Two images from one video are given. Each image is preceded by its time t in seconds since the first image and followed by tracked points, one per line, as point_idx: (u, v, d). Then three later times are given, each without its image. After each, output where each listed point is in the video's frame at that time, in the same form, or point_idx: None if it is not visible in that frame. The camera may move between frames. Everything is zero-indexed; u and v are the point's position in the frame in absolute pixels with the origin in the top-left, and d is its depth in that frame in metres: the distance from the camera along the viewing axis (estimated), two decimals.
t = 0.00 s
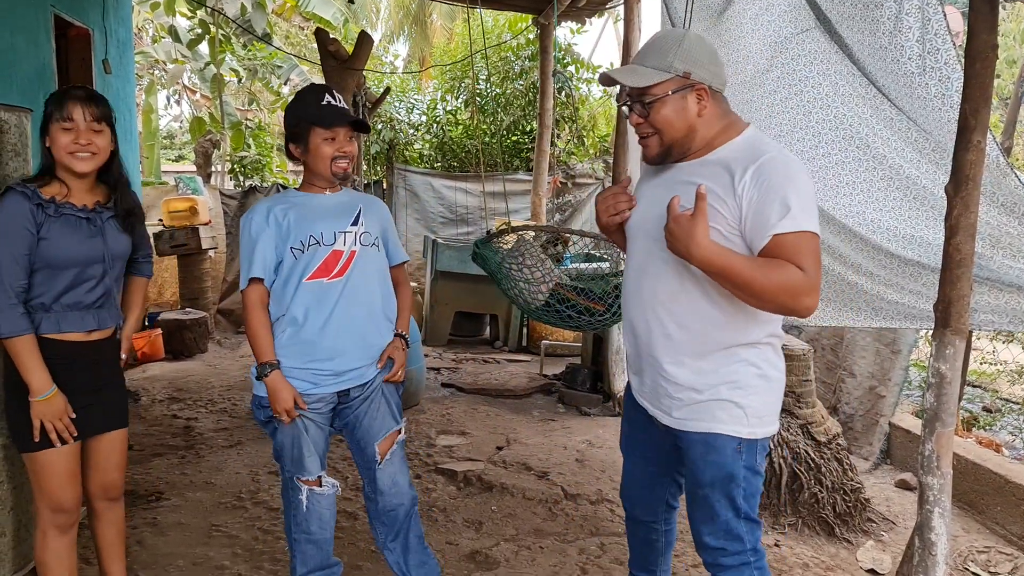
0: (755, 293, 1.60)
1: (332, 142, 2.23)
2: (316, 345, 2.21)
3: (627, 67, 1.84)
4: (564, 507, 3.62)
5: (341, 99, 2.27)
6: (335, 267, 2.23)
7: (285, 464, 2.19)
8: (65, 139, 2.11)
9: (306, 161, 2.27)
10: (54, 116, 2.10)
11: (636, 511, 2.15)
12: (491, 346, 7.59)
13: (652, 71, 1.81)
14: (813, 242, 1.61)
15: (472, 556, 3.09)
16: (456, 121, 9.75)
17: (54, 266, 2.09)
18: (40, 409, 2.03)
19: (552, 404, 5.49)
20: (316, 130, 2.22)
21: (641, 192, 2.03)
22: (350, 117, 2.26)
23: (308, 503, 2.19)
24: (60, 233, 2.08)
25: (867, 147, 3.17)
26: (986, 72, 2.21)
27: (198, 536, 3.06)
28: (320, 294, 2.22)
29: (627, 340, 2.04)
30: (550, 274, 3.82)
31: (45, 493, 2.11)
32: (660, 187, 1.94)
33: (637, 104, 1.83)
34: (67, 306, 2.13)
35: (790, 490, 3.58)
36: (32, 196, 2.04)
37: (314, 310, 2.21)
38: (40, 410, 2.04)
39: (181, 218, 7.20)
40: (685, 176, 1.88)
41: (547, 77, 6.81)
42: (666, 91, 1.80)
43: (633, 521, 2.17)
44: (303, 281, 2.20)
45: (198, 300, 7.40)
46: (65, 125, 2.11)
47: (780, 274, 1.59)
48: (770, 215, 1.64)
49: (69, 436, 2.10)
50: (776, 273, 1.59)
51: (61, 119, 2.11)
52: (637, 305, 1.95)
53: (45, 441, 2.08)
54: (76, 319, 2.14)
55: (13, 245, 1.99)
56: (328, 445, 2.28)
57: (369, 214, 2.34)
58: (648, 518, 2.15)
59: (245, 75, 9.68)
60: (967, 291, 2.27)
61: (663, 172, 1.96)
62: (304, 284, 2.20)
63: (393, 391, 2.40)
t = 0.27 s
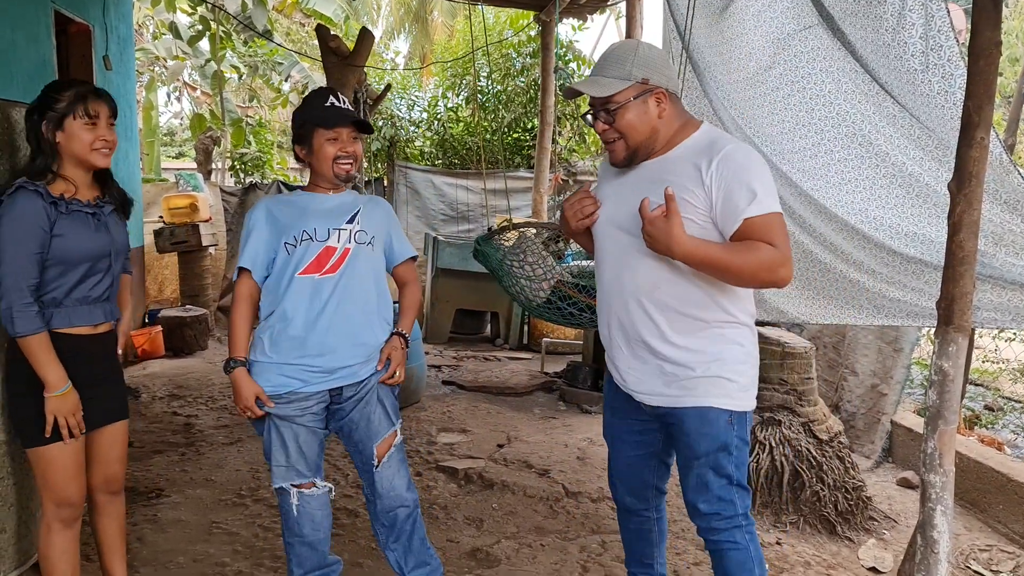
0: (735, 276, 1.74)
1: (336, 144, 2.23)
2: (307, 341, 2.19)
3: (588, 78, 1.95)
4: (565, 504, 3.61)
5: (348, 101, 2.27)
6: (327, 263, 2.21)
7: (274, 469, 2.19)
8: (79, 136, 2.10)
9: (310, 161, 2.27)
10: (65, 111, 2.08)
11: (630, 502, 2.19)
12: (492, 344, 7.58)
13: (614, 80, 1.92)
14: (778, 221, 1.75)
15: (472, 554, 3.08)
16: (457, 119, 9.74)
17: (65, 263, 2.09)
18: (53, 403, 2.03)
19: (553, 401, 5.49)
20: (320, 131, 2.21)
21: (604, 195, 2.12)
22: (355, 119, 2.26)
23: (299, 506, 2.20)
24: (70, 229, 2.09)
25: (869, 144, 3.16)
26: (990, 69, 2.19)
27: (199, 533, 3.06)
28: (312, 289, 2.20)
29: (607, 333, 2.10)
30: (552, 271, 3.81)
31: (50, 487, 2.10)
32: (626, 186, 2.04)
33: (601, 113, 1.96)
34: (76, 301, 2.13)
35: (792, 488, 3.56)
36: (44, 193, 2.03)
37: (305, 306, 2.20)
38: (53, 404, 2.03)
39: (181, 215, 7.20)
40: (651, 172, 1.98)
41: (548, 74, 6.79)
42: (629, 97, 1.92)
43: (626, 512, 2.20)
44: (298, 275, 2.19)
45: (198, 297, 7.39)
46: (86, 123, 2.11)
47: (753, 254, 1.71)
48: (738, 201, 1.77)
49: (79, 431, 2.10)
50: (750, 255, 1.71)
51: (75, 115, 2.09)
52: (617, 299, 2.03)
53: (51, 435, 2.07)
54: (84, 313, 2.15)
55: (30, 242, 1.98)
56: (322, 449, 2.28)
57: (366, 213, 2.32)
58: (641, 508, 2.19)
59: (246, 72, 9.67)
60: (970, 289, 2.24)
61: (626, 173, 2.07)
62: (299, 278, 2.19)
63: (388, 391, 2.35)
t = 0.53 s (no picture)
0: (762, 252, 1.76)
1: (338, 138, 2.22)
2: (292, 339, 2.19)
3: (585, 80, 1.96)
4: (565, 502, 3.62)
5: (357, 98, 2.28)
6: (320, 262, 2.21)
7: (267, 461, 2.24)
8: (85, 133, 2.09)
9: (315, 157, 2.28)
10: (72, 108, 2.07)
11: (634, 494, 2.20)
12: (492, 341, 7.58)
13: (611, 83, 1.93)
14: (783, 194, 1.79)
15: (473, 551, 3.08)
16: (458, 116, 9.73)
17: (69, 258, 2.09)
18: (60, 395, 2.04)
19: (554, 398, 5.49)
20: (325, 125, 2.22)
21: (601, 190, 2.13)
22: (360, 115, 2.26)
23: (292, 497, 2.23)
24: (74, 225, 2.09)
25: (872, 142, 3.16)
26: (993, 68, 2.18)
27: (199, 529, 3.06)
28: (304, 288, 2.21)
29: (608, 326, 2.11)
30: (553, 268, 3.79)
31: (51, 483, 2.10)
32: (626, 180, 2.05)
33: (600, 114, 1.97)
34: (79, 296, 2.13)
35: (792, 486, 3.55)
36: (47, 189, 2.03)
37: (297, 304, 2.20)
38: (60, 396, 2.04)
39: (182, 211, 7.18)
40: (652, 165, 2.00)
41: (550, 71, 6.79)
42: (627, 99, 1.94)
43: (631, 504, 2.21)
44: (289, 273, 2.21)
45: (198, 294, 7.38)
46: (93, 118, 2.10)
47: (770, 225, 1.74)
48: (745, 178, 1.80)
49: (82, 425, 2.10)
50: (766, 227, 1.74)
51: (81, 111, 2.08)
52: (625, 292, 2.02)
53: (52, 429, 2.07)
54: (87, 310, 2.15)
55: (35, 239, 1.98)
56: (314, 446, 2.29)
57: (367, 214, 2.30)
58: (645, 501, 2.20)
59: (246, 69, 9.66)
60: (973, 287, 2.23)
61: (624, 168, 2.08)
62: (290, 276, 2.20)
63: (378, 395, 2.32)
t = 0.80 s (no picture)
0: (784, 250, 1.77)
1: (342, 127, 2.21)
2: (292, 330, 2.18)
3: (617, 66, 1.94)
4: (565, 491, 3.62)
5: (362, 87, 2.25)
6: (321, 255, 2.20)
7: (266, 447, 2.24)
8: (75, 122, 2.08)
9: (318, 144, 2.26)
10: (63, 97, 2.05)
11: (636, 486, 2.19)
12: (492, 331, 7.59)
13: (641, 69, 1.92)
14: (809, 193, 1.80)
15: (473, 541, 3.09)
16: (459, 105, 9.70)
17: (59, 247, 2.08)
18: (125, 302, 2.14)
19: (554, 388, 5.49)
20: (329, 112, 2.20)
21: (625, 179, 2.11)
22: (365, 104, 2.23)
23: (289, 483, 2.24)
24: (62, 214, 2.08)
25: (874, 131, 3.13)
26: (999, 56, 2.12)
27: (200, 518, 3.06)
28: (304, 280, 2.20)
29: (624, 318, 2.11)
30: (554, 258, 3.77)
31: (50, 475, 2.10)
32: (653, 170, 2.04)
33: (629, 101, 1.95)
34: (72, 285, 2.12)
35: (792, 476, 3.57)
36: (35, 178, 2.03)
37: (298, 295, 2.20)
38: (126, 303, 2.14)
39: (182, 200, 7.17)
40: (681, 157, 1.99)
41: (551, 60, 6.75)
42: (657, 86, 1.92)
43: (633, 496, 2.20)
44: (290, 265, 2.19)
45: (198, 283, 7.38)
46: (84, 108, 2.08)
47: (799, 222, 1.74)
48: (774, 175, 1.81)
49: (149, 317, 2.26)
50: (795, 224, 1.74)
51: (72, 100, 2.06)
52: (645, 284, 2.02)
53: (50, 422, 2.07)
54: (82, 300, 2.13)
55: (22, 226, 1.98)
56: (311, 434, 2.29)
57: (369, 207, 2.28)
58: (647, 492, 2.19)
59: (246, 58, 9.62)
60: (975, 278, 2.18)
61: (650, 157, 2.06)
62: (292, 268, 2.19)
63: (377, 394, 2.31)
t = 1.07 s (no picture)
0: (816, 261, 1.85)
1: (350, 118, 2.20)
2: (306, 324, 2.19)
3: (677, 55, 1.93)
4: (565, 483, 3.63)
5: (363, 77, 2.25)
6: (332, 250, 2.22)
7: (269, 439, 2.22)
8: (54, 116, 2.01)
9: (321, 135, 2.24)
10: (41, 89, 1.98)
11: (641, 475, 2.22)
12: (492, 323, 7.59)
13: (700, 61, 1.91)
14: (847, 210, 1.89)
15: (473, 533, 3.10)
16: (459, 97, 9.68)
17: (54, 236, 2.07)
18: (92, 169, 2.06)
19: (554, 380, 5.50)
20: (335, 103, 2.19)
21: (665, 169, 2.11)
22: (370, 96, 2.23)
23: (292, 475, 2.23)
24: (54, 205, 2.07)
25: (875, 124, 3.13)
26: (1000, 49, 2.10)
27: (200, 510, 3.07)
28: (315, 274, 2.21)
29: (647, 311, 2.15)
30: (554, 251, 3.78)
31: (47, 472, 2.09)
32: (696, 164, 2.05)
33: (684, 92, 1.94)
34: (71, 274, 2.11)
35: (792, 469, 3.58)
36: (24, 168, 2.00)
37: (310, 289, 2.21)
38: (95, 168, 2.06)
39: (181, 192, 7.16)
40: (725, 154, 2.00)
41: (550, 52, 6.73)
42: (713, 80, 1.92)
43: (637, 485, 2.23)
44: (302, 260, 2.19)
45: (198, 275, 7.38)
46: (64, 101, 2.02)
47: (836, 234, 1.83)
48: (822, 187, 1.87)
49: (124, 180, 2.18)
50: (833, 235, 1.83)
51: (51, 94, 2.00)
52: (675, 279, 2.06)
53: (43, 419, 2.05)
54: (76, 292, 2.12)
55: (27, 212, 1.96)
56: (316, 424, 2.28)
57: (372, 200, 2.31)
58: (652, 482, 2.22)
59: (245, 49, 9.58)
60: (975, 271, 2.16)
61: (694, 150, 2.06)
62: (303, 263, 2.20)
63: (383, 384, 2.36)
